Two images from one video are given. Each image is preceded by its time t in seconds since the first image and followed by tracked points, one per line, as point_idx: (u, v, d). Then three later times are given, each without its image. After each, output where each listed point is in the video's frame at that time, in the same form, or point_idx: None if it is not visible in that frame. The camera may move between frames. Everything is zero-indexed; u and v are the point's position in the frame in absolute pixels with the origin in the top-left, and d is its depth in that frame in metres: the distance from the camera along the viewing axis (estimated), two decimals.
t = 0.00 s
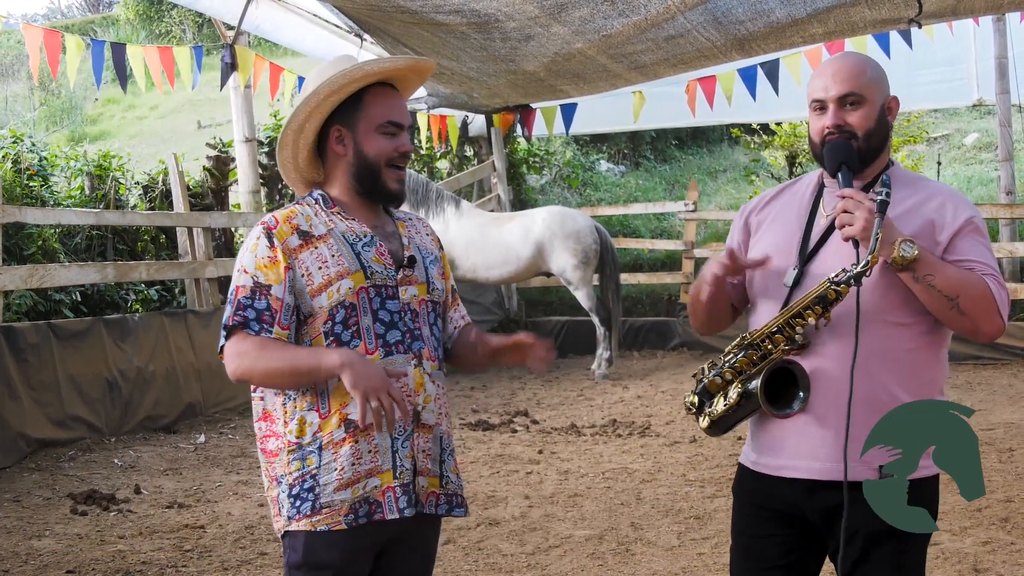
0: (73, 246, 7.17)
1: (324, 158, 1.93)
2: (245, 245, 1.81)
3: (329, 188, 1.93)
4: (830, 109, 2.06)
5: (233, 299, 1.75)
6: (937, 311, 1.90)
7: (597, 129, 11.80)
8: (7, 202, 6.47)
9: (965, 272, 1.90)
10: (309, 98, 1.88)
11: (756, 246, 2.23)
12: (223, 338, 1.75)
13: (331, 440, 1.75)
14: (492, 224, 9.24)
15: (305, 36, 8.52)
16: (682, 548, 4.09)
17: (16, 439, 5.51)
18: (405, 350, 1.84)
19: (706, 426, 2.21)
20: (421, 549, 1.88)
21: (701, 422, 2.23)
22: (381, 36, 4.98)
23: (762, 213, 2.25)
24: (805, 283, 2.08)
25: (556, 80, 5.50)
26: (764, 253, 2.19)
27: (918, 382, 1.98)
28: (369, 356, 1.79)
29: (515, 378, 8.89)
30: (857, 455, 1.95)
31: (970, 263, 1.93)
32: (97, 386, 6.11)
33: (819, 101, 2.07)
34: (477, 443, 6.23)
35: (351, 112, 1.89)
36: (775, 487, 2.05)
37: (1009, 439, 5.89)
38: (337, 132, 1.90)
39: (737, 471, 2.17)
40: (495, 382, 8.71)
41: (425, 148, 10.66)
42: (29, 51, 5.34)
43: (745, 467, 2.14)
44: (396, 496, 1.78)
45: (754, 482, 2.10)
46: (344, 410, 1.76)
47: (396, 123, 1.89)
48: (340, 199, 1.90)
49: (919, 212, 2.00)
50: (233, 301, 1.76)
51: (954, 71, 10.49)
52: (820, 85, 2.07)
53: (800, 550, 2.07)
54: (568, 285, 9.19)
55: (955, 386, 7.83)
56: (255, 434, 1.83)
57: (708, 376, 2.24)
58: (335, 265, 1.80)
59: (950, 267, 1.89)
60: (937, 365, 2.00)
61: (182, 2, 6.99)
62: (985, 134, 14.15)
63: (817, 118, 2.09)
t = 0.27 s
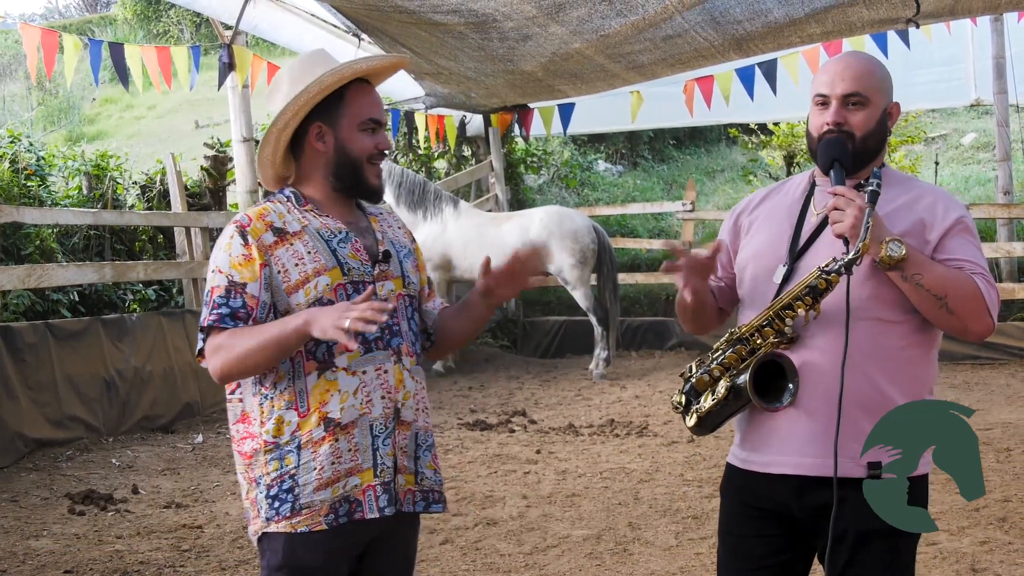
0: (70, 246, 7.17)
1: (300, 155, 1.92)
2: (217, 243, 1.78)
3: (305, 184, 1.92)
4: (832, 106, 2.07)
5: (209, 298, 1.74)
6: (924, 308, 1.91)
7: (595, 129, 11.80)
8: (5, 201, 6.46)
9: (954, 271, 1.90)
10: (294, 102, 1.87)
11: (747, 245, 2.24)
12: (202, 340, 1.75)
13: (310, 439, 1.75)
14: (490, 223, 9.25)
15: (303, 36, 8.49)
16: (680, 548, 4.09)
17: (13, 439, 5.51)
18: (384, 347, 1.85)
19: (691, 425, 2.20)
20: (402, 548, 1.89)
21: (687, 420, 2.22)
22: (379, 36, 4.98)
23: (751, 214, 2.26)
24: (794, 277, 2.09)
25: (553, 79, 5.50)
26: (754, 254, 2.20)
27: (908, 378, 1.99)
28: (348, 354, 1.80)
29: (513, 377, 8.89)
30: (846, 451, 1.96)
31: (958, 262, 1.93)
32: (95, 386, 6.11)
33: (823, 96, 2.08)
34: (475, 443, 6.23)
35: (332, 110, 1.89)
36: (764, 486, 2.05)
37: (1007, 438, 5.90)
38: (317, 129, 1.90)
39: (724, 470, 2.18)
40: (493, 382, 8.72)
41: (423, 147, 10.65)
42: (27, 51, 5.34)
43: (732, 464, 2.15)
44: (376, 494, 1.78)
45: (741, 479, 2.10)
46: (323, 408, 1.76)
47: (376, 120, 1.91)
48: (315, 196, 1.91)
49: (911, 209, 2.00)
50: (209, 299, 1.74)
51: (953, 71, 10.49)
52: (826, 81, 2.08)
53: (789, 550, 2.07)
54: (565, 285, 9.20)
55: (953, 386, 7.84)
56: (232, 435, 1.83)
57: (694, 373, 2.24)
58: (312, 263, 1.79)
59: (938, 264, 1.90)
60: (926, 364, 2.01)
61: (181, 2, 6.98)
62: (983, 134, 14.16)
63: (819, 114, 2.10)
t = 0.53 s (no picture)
0: (68, 246, 7.17)
1: (272, 158, 1.91)
2: (182, 249, 1.77)
3: (276, 187, 1.91)
4: (820, 104, 2.08)
5: (175, 304, 1.73)
6: (914, 306, 1.90)
7: (594, 129, 11.80)
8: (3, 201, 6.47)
9: (945, 270, 1.90)
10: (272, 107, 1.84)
11: (743, 241, 2.24)
12: (165, 345, 1.73)
13: (284, 446, 1.75)
14: (488, 224, 9.26)
15: (301, 36, 8.52)
16: (678, 548, 4.09)
17: (11, 439, 5.51)
18: (356, 352, 1.86)
19: (684, 420, 2.20)
20: (379, 554, 1.89)
21: (680, 415, 2.22)
22: (376, 36, 4.98)
23: (748, 212, 2.26)
24: (789, 274, 2.08)
25: (551, 80, 5.50)
26: (749, 253, 2.21)
27: (900, 379, 1.99)
28: (320, 360, 1.80)
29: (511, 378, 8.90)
30: (840, 449, 1.96)
31: (949, 261, 1.93)
32: (92, 386, 6.11)
33: (813, 95, 2.10)
34: (473, 443, 6.23)
35: (308, 117, 1.89)
36: (757, 486, 2.05)
37: (1005, 438, 5.90)
38: (291, 134, 1.90)
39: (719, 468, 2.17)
40: (491, 382, 8.72)
41: (421, 147, 10.65)
42: (25, 51, 5.34)
43: (726, 462, 2.14)
44: (354, 501, 1.80)
45: (735, 479, 2.10)
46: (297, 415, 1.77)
47: (351, 127, 1.92)
48: (284, 199, 1.90)
49: (904, 209, 2.01)
50: (175, 306, 1.72)
51: (950, 71, 10.48)
52: (816, 80, 2.10)
53: (783, 550, 2.07)
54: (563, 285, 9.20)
55: (951, 386, 7.84)
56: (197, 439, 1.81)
57: (688, 370, 2.24)
58: (280, 268, 1.79)
59: (927, 263, 1.90)
60: (920, 367, 2.01)
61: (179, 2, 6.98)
62: (981, 134, 14.18)
63: (809, 113, 2.11)
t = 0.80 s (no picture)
0: (66, 246, 7.17)
1: (238, 157, 1.92)
2: (153, 250, 1.77)
3: (246, 185, 1.92)
4: (820, 100, 2.09)
5: (146, 307, 1.73)
6: (908, 304, 1.90)
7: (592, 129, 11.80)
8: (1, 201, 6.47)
9: (938, 266, 1.90)
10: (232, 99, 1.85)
11: (744, 240, 2.24)
12: (130, 346, 1.73)
13: (257, 449, 1.76)
14: (488, 224, 9.26)
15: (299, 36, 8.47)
16: (676, 548, 4.09)
17: (9, 440, 5.50)
18: (332, 353, 1.88)
19: (684, 420, 2.20)
20: (352, 556, 1.90)
21: (679, 415, 2.22)
22: (374, 36, 4.98)
23: (748, 210, 2.26)
24: (787, 274, 2.08)
25: (549, 80, 5.50)
26: (749, 249, 2.22)
27: (896, 377, 1.99)
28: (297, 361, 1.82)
29: (509, 377, 8.90)
30: (836, 448, 1.96)
31: (944, 258, 1.93)
32: (90, 386, 6.11)
33: (814, 92, 2.11)
34: (471, 444, 6.24)
35: (269, 108, 1.89)
36: (754, 485, 2.06)
37: (1003, 438, 5.91)
38: (254, 127, 1.90)
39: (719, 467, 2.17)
40: (489, 382, 8.72)
41: (420, 147, 10.64)
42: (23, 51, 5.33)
43: (726, 463, 2.14)
44: (327, 505, 1.81)
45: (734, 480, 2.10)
46: (271, 418, 1.77)
47: (313, 114, 1.93)
48: (256, 197, 1.91)
49: (900, 207, 2.01)
50: (146, 308, 1.73)
51: (948, 71, 10.48)
52: (819, 77, 2.11)
53: (783, 550, 2.07)
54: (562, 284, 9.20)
55: (949, 386, 7.85)
56: (168, 441, 1.81)
57: (688, 370, 2.24)
58: (255, 269, 1.80)
59: (922, 260, 1.90)
60: (918, 365, 2.01)
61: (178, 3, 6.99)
62: (979, 134, 14.19)
63: (810, 110, 2.12)
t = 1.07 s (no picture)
0: (65, 246, 7.17)
1: (211, 156, 1.93)
2: (137, 249, 1.76)
3: (222, 188, 1.94)
4: (823, 102, 2.08)
5: (138, 306, 1.71)
6: (908, 306, 1.90)
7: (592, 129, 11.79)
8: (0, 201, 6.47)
9: (939, 269, 1.90)
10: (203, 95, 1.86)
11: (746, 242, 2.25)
12: (123, 347, 1.72)
13: (235, 453, 1.76)
14: (488, 224, 9.25)
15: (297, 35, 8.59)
16: (676, 548, 4.09)
17: (8, 440, 5.50)
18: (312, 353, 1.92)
19: (684, 419, 2.24)
20: (333, 554, 1.93)
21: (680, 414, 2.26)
22: (373, 35, 4.98)
23: (751, 214, 2.27)
24: (788, 274, 2.08)
25: (549, 80, 5.50)
26: (750, 251, 2.22)
27: (896, 379, 1.99)
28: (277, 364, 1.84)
29: (508, 377, 8.91)
30: (834, 449, 1.97)
31: (944, 260, 1.93)
32: (90, 386, 6.11)
33: (815, 94, 2.10)
34: (470, 444, 6.24)
35: (239, 106, 1.91)
36: (755, 486, 2.06)
37: (1002, 438, 5.91)
38: (226, 126, 1.91)
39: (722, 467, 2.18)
40: (488, 382, 8.72)
41: (419, 147, 10.64)
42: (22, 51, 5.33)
43: (728, 463, 2.15)
44: (305, 508, 1.83)
45: (734, 479, 2.12)
46: (249, 422, 1.79)
47: (284, 111, 1.94)
48: (233, 200, 1.93)
49: (901, 209, 2.01)
50: (138, 307, 1.71)
51: (948, 71, 10.48)
52: (819, 79, 2.10)
53: (783, 548, 2.07)
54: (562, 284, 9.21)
55: (948, 386, 7.84)
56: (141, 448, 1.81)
57: (689, 369, 2.27)
58: (237, 270, 1.81)
59: (922, 263, 1.89)
60: (918, 367, 2.01)
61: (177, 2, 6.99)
62: (978, 134, 14.19)
63: (812, 112, 2.11)
